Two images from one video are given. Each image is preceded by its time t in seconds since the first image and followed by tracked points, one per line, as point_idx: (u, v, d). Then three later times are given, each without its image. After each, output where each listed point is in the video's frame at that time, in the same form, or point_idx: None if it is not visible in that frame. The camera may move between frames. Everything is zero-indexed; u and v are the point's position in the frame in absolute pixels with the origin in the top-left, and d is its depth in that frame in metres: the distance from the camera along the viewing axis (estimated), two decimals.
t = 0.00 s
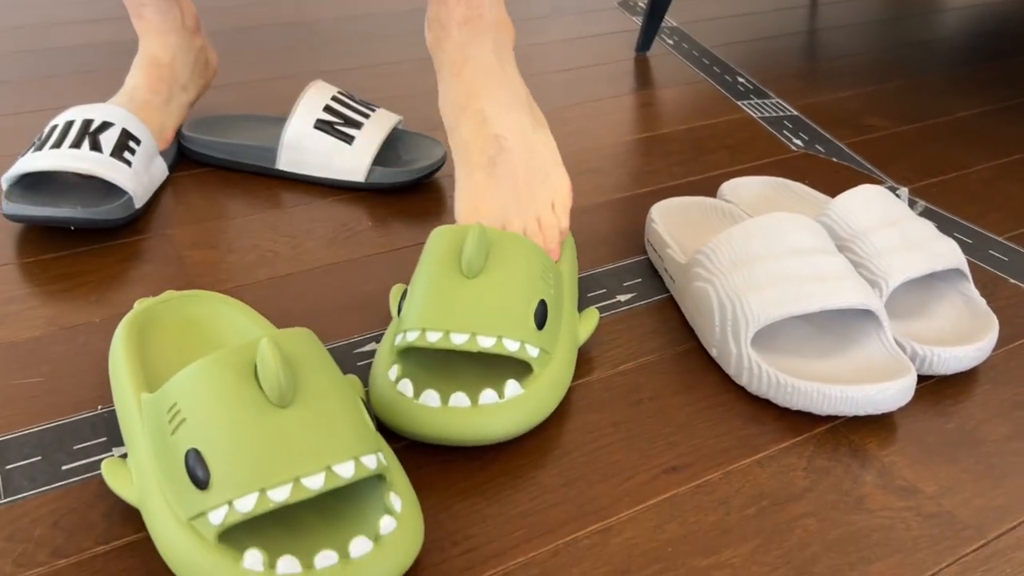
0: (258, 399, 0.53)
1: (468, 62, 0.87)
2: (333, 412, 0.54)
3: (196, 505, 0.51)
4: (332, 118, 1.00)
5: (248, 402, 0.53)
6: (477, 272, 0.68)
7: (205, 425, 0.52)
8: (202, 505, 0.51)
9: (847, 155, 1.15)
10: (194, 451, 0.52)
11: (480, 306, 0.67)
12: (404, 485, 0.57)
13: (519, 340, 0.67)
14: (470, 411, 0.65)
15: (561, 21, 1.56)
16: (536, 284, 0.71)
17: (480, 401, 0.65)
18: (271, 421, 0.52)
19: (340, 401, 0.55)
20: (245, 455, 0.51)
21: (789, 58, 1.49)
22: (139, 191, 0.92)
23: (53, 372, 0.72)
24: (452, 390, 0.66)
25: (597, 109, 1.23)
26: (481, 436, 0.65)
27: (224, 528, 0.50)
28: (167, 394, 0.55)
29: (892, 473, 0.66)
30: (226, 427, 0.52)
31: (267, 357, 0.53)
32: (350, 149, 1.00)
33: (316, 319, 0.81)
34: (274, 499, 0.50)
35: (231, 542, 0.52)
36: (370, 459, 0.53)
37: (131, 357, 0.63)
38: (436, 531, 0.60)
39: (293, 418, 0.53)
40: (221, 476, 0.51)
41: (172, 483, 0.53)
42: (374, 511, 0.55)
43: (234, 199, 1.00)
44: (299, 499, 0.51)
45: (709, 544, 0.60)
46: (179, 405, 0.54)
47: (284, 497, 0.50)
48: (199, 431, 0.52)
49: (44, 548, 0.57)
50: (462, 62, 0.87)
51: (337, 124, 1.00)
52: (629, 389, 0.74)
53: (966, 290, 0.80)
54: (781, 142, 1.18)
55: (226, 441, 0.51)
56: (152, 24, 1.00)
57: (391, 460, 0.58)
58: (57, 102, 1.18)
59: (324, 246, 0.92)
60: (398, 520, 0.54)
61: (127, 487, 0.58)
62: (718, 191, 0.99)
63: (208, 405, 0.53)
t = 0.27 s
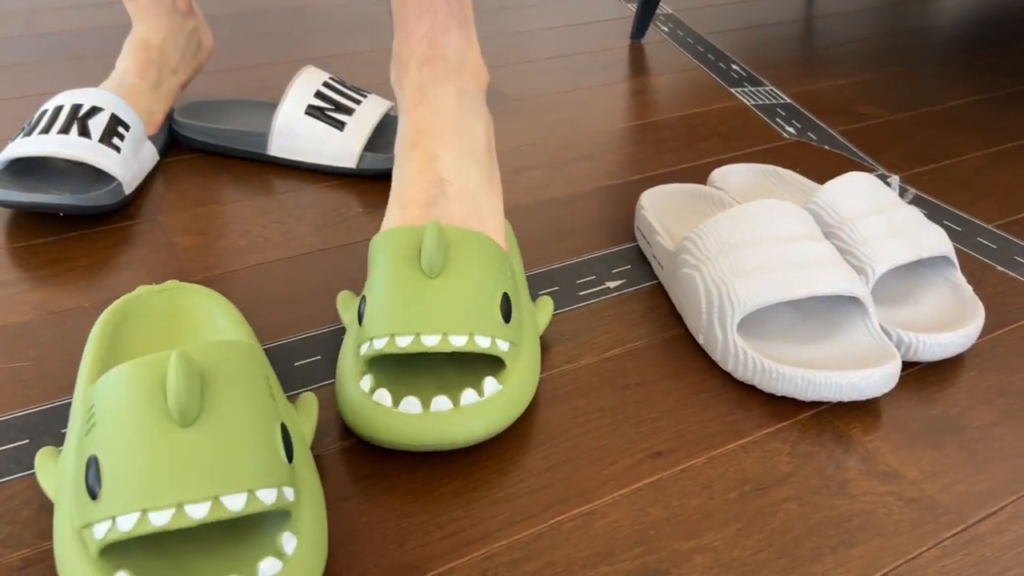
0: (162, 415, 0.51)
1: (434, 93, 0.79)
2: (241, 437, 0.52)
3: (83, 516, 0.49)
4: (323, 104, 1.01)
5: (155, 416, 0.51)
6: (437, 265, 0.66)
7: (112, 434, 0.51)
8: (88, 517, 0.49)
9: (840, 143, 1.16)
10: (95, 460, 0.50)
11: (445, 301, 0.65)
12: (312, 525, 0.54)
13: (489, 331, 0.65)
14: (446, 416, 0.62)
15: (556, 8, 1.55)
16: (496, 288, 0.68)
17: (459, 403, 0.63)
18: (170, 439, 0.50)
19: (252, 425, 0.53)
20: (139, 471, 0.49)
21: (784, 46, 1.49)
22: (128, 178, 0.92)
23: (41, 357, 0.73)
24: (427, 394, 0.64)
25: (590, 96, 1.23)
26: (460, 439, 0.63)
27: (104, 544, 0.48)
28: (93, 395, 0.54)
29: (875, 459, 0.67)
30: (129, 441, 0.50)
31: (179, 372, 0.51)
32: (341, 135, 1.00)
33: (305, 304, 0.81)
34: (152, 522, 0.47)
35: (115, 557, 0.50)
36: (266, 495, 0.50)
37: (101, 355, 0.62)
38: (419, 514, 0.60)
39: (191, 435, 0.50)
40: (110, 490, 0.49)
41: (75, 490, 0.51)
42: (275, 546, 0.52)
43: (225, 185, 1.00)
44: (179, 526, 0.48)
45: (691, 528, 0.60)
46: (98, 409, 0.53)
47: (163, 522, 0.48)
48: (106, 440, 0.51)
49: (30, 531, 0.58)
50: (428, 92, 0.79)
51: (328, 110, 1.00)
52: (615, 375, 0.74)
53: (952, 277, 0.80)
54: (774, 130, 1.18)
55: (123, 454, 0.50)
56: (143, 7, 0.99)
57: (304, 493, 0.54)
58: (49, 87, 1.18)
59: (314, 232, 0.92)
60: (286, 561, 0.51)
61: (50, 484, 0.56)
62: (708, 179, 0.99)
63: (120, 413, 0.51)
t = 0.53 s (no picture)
0: (151, 407, 0.51)
1: (380, 105, 0.79)
2: (230, 428, 0.52)
3: (71, 508, 0.49)
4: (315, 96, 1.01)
5: (143, 408, 0.51)
6: (470, 213, 0.73)
7: (100, 426, 0.51)
8: (78, 508, 0.49)
9: (833, 136, 1.16)
10: (83, 452, 0.51)
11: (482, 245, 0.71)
12: (303, 515, 0.54)
13: (521, 262, 0.72)
14: (496, 340, 0.69)
15: None
16: (516, 240, 0.74)
17: (505, 332, 0.70)
18: (159, 430, 0.50)
19: (242, 417, 0.53)
20: (130, 463, 0.49)
21: (778, 37, 1.49)
22: (120, 170, 0.92)
23: (32, 349, 0.73)
24: (477, 321, 0.71)
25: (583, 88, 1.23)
26: (509, 364, 0.69)
27: (94, 535, 0.48)
28: (82, 389, 0.55)
29: (863, 450, 0.67)
30: (117, 433, 0.50)
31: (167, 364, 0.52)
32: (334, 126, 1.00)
33: (297, 296, 0.82)
34: (142, 513, 0.48)
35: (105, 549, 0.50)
36: (256, 486, 0.51)
37: (91, 351, 0.62)
38: (409, 505, 0.61)
39: (181, 427, 0.51)
40: (100, 482, 0.49)
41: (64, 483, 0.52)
42: (267, 536, 0.52)
43: (218, 177, 1.00)
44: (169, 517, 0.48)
45: (680, 518, 0.61)
46: (86, 401, 0.53)
47: (152, 513, 0.48)
48: (94, 432, 0.51)
49: (22, 522, 0.58)
50: (371, 105, 0.79)
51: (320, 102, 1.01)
52: (606, 366, 0.75)
53: (942, 270, 0.81)
54: (767, 123, 1.18)
55: (111, 446, 0.50)
56: None
57: (295, 485, 0.55)
58: (41, 78, 1.18)
59: (306, 224, 0.92)
60: (276, 553, 0.51)
61: (41, 476, 0.56)
62: (700, 171, 0.99)
63: (109, 405, 0.52)
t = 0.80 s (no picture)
0: (144, 402, 0.51)
1: (400, 170, 0.73)
2: (223, 424, 0.52)
3: (64, 504, 0.49)
4: (310, 92, 1.01)
5: (136, 404, 0.51)
6: (493, 249, 0.67)
7: (93, 423, 0.51)
8: (71, 504, 0.49)
9: (827, 131, 1.16)
10: (76, 448, 0.51)
11: (506, 284, 0.66)
12: (296, 511, 0.54)
13: (546, 302, 0.66)
14: (515, 387, 0.64)
15: None
16: (540, 277, 0.68)
17: (524, 380, 0.65)
18: (152, 425, 0.51)
19: (235, 413, 0.53)
20: (123, 458, 0.49)
21: (773, 32, 1.49)
22: (114, 165, 0.92)
23: (26, 345, 0.73)
24: (496, 368, 0.66)
25: (578, 83, 1.23)
26: (527, 412, 0.64)
27: (87, 531, 0.48)
28: (75, 385, 0.55)
29: (855, 444, 0.67)
30: (110, 429, 0.50)
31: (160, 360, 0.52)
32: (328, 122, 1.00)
33: (290, 292, 0.82)
34: (135, 509, 0.48)
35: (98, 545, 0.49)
36: (249, 481, 0.51)
37: (84, 348, 0.62)
38: (402, 501, 0.61)
39: (175, 423, 0.51)
40: (92, 478, 0.49)
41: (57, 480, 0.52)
42: (259, 532, 0.52)
43: (211, 172, 1.00)
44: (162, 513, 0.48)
45: (672, 513, 0.61)
46: (79, 398, 0.53)
47: (145, 509, 0.48)
48: (86, 429, 0.51)
49: (15, 518, 0.58)
50: (393, 172, 0.73)
51: (315, 97, 1.01)
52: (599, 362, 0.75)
53: (935, 265, 0.81)
54: (761, 118, 1.18)
55: (104, 441, 0.50)
56: None
57: (287, 481, 0.55)
58: (34, 73, 1.17)
59: (300, 220, 0.92)
60: (268, 549, 0.51)
61: (34, 472, 0.57)
62: (693, 167, 0.99)
63: (101, 401, 0.52)
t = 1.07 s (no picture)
0: (139, 401, 0.51)
1: (400, 174, 0.73)
2: (218, 422, 0.52)
3: (60, 503, 0.49)
4: (305, 88, 1.01)
5: (131, 402, 0.51)
6: (489, 248, 0.67)
7: (88, 422, 0.51)
8: (67, 503, 0.49)
9: (824, 127, 1.16)
10: (72, 447, 0.51)
11: (503, 283, 0.66)
12: (292, 509, 0.54)
13: (543, 300, 0.66)
14: (512, 387, 0.64)
15: None
16: (536, 276, 0.68)
17: (521, 381, 0.65)
18: (147, 423, 0.50)
19: (231, 411, 0.53)
20: (119, 457, 0.49)
21: (769, 28, 1.49)
22: (109, 165, 0.92)
23: (21, 344, 0.72)
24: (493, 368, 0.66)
25: (574, 80, 1.23)
26: (524, 411, 0.64)
27: (83, 529, 0.48)
28: (70, 384, 0.55)
29: (851, 441, 0.68)
30: (105, 428, 0.50)
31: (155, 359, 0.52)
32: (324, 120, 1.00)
33: (286, 289, 0.82)
34: (131, 508, 0.47)
35: (94, 544, 0.49)
36: (245, 479, 0.51)
37: (79, 346, 0.62)
38: (398, 499, 0.61)
39: (171, 422, 0.51)
40: (88, 476, 0.49)
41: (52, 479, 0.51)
42: (256, 531, 0.52)
43: (207, 170, 0.99)
44: (158, 512, 0.48)
45: (668, 511, 0.61)
46: (74, 397, 0.53)
47: (141, 507, 0.47)
48: (81, 427, 0.51)
49: (11, 517, 0.58)
50: (393, 176, 0.72)
51: (311, 94, 1.00)
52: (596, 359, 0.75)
53: (931, 262, 0.81)
54: (758, 114, 1.18)
55: (100, 440, 0.50)
56: None
57: (283, 479, 0.55)
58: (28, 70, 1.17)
59: (297, 217, 0.92)
60: (264, 547, 0.51)
61: (28, 471, 0.56)
62: (689, 164, 0.99)
63: (96, 400, 0.52)
